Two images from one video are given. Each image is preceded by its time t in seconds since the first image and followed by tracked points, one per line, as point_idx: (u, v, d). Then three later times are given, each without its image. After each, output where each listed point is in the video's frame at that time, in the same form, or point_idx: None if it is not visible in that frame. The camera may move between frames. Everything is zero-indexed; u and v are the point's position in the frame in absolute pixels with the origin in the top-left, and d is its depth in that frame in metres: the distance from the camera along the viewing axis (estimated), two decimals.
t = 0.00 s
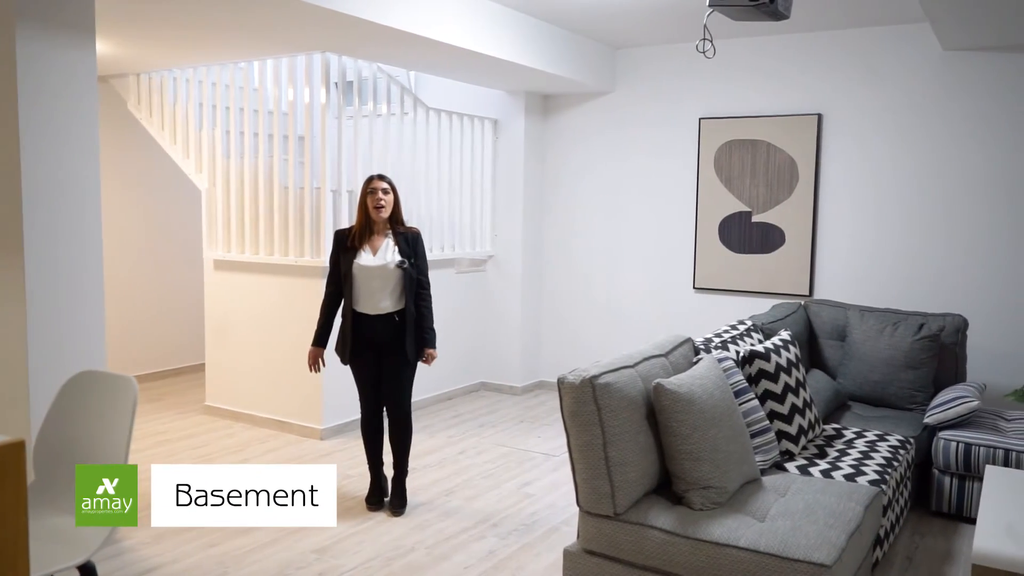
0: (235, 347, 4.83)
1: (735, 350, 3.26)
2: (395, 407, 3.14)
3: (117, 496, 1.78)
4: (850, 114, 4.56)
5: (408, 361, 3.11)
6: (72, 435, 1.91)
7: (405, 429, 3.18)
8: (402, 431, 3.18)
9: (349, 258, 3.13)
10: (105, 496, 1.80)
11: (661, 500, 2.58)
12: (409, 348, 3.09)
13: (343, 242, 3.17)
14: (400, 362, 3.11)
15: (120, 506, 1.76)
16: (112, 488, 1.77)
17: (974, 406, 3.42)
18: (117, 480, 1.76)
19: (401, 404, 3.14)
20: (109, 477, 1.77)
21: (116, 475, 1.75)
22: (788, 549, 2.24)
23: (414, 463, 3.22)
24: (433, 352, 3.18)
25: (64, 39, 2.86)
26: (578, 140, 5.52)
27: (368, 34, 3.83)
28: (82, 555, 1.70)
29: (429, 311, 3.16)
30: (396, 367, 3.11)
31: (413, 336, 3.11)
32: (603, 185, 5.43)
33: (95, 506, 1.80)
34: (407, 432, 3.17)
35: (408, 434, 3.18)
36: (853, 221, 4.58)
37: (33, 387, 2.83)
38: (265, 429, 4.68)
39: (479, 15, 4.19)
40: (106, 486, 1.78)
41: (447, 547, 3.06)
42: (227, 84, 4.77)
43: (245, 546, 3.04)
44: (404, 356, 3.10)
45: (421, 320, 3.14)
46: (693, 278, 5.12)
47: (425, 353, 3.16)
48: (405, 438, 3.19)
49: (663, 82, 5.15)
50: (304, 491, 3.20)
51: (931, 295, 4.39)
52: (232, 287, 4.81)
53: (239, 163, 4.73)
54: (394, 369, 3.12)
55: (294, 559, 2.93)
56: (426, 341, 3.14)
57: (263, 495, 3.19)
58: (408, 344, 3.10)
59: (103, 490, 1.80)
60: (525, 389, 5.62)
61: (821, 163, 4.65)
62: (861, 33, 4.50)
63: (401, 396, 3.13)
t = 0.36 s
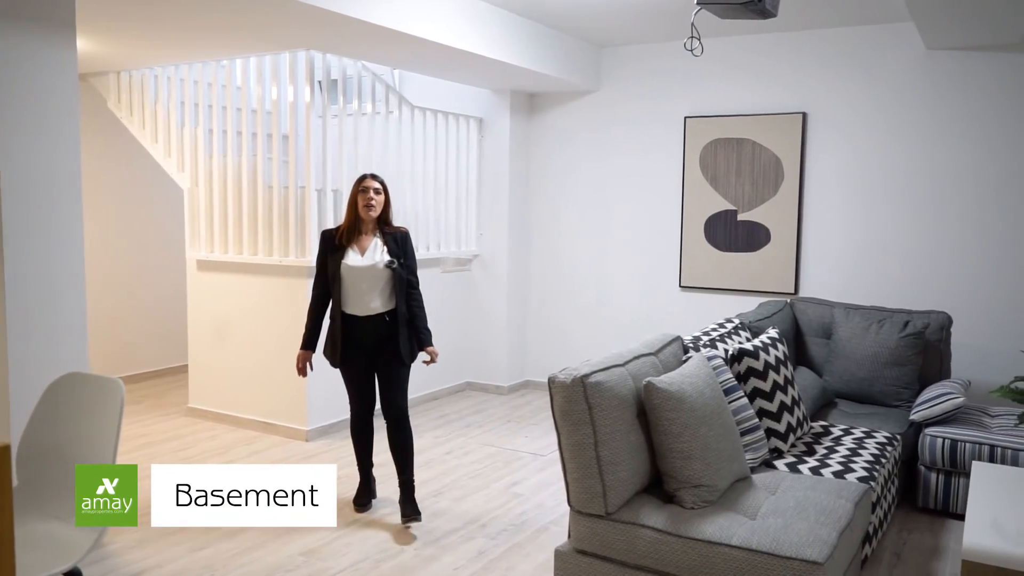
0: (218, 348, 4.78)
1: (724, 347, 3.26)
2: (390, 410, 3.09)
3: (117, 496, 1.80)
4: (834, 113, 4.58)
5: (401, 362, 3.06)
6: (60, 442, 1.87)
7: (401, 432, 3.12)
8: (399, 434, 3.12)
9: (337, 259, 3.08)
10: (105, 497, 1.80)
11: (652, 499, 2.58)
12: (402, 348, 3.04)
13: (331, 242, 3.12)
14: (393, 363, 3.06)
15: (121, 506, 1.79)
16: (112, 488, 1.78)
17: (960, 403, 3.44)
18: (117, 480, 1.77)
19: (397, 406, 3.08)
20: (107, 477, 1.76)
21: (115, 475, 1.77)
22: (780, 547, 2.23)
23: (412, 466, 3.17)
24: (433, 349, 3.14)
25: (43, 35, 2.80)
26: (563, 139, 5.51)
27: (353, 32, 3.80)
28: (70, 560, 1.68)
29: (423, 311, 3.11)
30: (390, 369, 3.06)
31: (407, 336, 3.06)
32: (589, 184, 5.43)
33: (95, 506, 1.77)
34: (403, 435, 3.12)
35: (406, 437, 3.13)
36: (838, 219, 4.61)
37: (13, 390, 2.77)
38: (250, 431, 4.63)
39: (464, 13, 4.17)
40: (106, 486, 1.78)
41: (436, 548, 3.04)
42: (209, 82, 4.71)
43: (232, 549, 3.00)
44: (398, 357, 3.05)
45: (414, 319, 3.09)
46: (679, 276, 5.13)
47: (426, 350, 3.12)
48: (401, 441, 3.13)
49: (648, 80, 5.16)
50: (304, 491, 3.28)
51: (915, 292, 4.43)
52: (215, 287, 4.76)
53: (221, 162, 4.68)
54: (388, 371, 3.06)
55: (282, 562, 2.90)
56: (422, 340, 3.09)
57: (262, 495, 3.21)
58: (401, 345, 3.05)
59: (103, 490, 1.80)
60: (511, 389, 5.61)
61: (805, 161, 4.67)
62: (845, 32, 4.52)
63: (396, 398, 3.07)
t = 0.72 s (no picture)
0: (204, 350, 4.72)
1: (717, 347, 3.25)
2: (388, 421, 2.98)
3: (118, 505, 1.75)
4: (823, 112, 4.59)
5: (403, 372, 2.95)
6: (52, 455, 1.80)
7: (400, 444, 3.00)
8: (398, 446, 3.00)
9: (338, 263, 3.00)
10: (106, 507, 1.73)
11: (647, 500, 2.56)
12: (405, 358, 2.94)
13: (332, 245, 3.04)
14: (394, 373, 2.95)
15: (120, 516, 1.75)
16: (112, 499, 1.73)
17: (950, 400, 3.45)
18: (118, 491, 1.73)
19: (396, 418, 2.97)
20: (108, 488, 1.71)
21: (117, 485, 1.73)
22: (777, 547, 2.22)
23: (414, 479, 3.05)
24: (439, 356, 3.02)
25: (25, 31, 2.74)
26: (552, 138, 5.49)
27: (341, 29, 3.77)
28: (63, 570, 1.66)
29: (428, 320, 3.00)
30: (391, 379, 2.95)
31: (411, 346, 2.96)
32: (578, 184, 5.41)
33: (95, 518, 1.71)
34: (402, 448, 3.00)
35: (406, 450, 3.00)
36: (827, 217, 4.61)
37: None
38: (237, 433, 4.58)
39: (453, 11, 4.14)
40: (107, 498, 1.72)
41: (429, 551, 3.02)
42: (194, 80, 4.65)
43: (221, 554, 2.96)
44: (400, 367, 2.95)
45: (418, 329, 2.99)
46: (668, 275, 5.12)
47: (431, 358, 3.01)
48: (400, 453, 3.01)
49: (637, 79, 5.15)
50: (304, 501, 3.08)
51: (904, 291, 4.44)
52: (201, 288, 4.70)
53: (206, 160, 4.63)
54: (388, 381, 2.96)
55: (272, 567, 2.86)
56: (426, 348, 2.98)
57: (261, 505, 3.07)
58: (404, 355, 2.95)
59: (104, 500, 1.72)
60: (500, 389, 5.59)
61: (794, 160, 4.68)
62: (833, 31, 4.53)
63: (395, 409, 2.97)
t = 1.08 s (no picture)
0: (187, 351, 4.66)
1: (708, 345, 3.24)
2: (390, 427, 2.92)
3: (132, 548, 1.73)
4: (809, 110, 4.60)
5: (410, 376, 2.89)
6: (47, 485, 1.72)
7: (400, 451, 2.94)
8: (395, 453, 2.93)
9: (344, 263, 2.95)
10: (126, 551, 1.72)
11: (642, 500, 2.54)
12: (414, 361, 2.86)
13: (338, 245, 2.98)
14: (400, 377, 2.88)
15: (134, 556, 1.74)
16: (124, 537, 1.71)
17: (939, 397, 3.46)
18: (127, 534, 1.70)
19: (397, 424, 2.90)
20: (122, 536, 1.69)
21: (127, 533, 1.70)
22: (775, 546, 2.21)
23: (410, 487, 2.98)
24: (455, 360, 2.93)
25: (4, 28, 2.68)
26: (538, 135, 5.46)
27: (328, 26, 3.72)
28: None
29: (440, 322, 2.93)
30: (396, 384, 2.89)
31: (421, 348, 2.88)
32: (565, 182, 5.39)
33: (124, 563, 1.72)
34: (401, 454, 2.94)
35: (405, 456, 2.94)
36: (814, 216, 4.62)
37: None
38: (221, 435, 4.52)
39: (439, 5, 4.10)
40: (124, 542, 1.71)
41: (420, 553, 2.98)
42: (177, 77, 4.58)
43: (208, 560, 2.92)
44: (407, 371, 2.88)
45: (430, 331, 2.91)
46: (656, 274, 5.11)
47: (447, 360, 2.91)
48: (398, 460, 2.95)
49: (623, 77, 5.14)
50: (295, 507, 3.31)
51: (891, 289, 4.46)
52: (184, 288, 4.63)
53: (189, 159, 4.56)
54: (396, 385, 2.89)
55: (260, 572, 2.82)
56: (441, 350, 2.91)
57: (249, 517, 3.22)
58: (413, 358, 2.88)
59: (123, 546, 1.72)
60: (488, 389, 5.56)
61: (781, 158, 4.68)
62: (819, 29, 4.54)
63: (397, 415, 2.90)
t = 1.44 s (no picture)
0: (170, 351, 4.58)
1: (700, 343, 3.23)
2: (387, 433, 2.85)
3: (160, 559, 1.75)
4: (796, 108, 4.60)
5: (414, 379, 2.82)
6: (35, 487, 1.67)
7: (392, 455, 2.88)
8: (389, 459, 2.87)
9: (347, 260, 2.82)
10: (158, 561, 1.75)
11: (637, 498, 2.52)
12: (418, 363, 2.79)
13: (342, 241, 2.86)
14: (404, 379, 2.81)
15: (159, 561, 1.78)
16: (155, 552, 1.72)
17: (928, 394, 3.47)
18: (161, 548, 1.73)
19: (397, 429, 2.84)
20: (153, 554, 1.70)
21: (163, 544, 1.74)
22: (772, 544, 2.19)
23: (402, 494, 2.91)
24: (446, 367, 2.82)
25: None
26: (524, 133, 5.43)
27: (313, 20, 3.68)
28: None
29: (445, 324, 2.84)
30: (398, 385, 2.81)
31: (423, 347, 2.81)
32: (552, 180, 5.36)
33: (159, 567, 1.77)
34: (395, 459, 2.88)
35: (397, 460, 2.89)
36: (801, 213, 4.63)
37: None
38: (205, 437, 4.45)
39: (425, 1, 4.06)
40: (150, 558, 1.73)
41: (411, 554, 2.95)
42: (158, 73, 4.51)
43: (194, 563, 2.87)
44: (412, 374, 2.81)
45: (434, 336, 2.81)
46: (643, 272, 5.10)
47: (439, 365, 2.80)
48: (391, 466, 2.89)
49: (609, 74, 5.12)
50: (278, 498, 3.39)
51: (877, 286, 4.48)
52: (166, 288, 4.56)
53: (172, 156, 4.49)
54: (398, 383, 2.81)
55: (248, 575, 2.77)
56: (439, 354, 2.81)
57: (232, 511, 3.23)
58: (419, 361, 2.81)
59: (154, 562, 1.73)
60: (474, 388, 5.52)
61: (768, 156, 4.69)
62: (806, 27, 4.55)
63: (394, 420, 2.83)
